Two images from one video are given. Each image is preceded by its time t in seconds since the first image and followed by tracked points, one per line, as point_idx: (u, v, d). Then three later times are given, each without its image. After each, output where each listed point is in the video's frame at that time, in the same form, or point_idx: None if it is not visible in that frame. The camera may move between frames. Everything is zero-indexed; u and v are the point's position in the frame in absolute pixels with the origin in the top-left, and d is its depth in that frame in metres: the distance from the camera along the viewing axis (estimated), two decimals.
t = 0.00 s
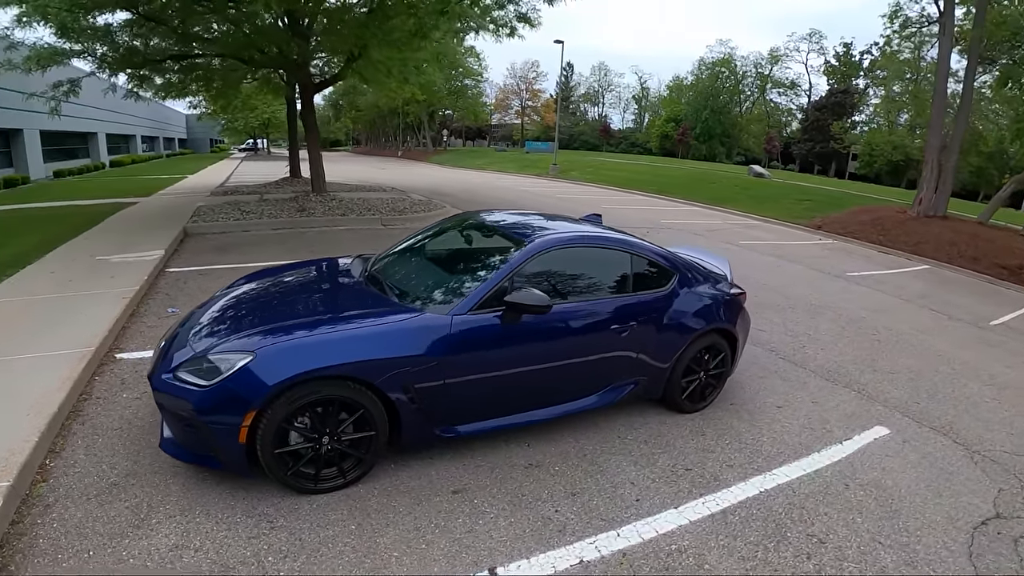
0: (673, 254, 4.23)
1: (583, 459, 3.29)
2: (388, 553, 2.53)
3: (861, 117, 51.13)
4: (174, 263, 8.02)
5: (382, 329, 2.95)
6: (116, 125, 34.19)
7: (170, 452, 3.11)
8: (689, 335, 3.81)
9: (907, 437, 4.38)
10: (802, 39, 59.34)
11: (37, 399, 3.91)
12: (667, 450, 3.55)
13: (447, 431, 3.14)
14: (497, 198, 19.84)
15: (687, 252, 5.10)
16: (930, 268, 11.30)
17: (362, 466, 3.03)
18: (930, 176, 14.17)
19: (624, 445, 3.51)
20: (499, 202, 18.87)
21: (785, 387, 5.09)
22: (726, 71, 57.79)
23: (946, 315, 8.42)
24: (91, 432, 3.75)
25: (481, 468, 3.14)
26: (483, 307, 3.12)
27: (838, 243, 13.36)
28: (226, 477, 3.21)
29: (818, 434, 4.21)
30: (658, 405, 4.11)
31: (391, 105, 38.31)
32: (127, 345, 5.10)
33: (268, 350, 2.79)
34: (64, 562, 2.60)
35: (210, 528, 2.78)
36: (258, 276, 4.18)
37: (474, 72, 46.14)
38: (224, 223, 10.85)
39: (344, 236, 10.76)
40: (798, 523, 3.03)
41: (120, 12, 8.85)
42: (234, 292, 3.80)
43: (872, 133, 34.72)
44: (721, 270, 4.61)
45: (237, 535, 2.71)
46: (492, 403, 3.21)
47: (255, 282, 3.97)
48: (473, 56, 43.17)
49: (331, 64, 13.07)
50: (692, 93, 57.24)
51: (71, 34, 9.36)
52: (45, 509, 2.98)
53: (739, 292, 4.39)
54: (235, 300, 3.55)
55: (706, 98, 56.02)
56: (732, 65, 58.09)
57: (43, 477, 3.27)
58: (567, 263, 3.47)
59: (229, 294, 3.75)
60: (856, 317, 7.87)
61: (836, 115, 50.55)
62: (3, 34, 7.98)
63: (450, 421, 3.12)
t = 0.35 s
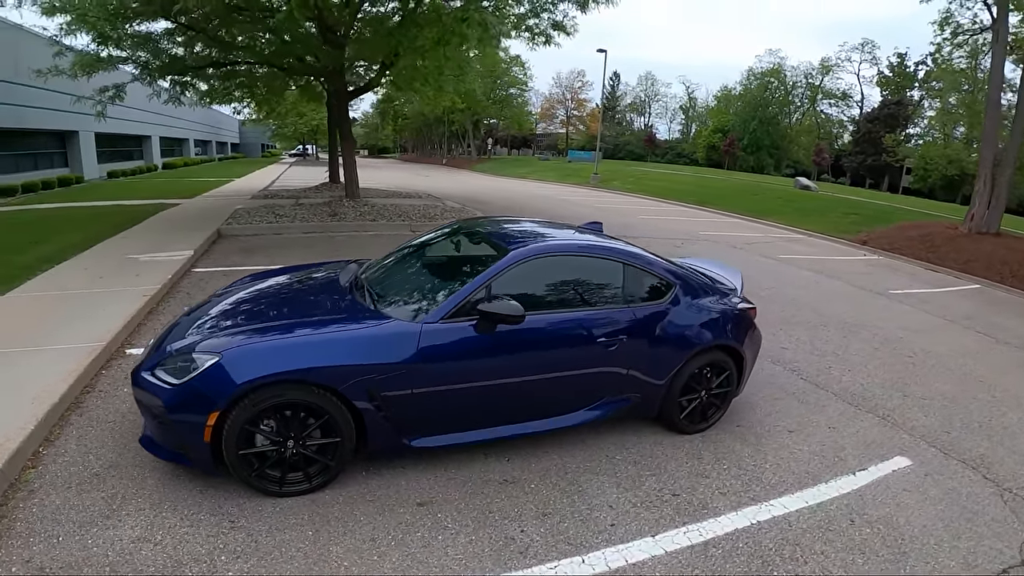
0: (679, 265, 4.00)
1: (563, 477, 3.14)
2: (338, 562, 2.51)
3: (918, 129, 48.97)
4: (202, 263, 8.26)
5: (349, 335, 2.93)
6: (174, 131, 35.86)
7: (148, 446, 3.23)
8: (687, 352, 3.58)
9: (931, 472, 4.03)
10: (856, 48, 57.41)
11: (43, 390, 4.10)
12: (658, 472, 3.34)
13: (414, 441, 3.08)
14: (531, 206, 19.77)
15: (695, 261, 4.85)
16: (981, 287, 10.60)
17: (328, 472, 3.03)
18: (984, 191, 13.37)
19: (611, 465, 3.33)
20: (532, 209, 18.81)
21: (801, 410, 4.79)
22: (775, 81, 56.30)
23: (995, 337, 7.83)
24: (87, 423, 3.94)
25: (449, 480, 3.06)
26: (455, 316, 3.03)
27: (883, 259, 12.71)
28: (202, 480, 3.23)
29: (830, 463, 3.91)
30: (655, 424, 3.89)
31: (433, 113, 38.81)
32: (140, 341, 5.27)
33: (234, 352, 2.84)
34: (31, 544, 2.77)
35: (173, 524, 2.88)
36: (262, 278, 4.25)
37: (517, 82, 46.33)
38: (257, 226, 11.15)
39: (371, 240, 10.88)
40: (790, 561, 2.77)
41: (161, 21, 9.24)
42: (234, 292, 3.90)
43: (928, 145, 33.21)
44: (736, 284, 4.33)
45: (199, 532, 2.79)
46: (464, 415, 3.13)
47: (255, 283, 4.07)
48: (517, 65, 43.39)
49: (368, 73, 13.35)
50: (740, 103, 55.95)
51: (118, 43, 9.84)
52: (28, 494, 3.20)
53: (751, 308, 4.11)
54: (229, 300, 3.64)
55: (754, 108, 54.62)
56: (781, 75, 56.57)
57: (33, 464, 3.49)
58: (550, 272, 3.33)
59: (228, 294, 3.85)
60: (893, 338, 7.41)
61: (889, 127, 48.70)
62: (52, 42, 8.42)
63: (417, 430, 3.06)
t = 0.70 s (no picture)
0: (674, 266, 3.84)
1: (535, 478, 3.08)
2: (292, 548, 2.58)
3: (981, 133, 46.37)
4: (230, 262, 8.55)
5: (316, 329, 3.00)
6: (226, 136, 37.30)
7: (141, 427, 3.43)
8: (672, 355, 3.43)
9: (944, 492, 3.76)
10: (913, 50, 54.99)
11: (57, 375, 4.31)
12: (637, 479, 3.20)
13: (382, 435, 3.11)
14: (565, 210, 19.64)
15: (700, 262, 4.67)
16: None
17: (297, 462, 3.10)
18: None
19: (587, 469, 3.22)
20: (565, 212, 18.71)
21: (810, 422, 4.56)
22: (825, 85, 54.39)
23: None
24: (94, 406, 4.13)
25: (416, 475, 3.08)
26: (422, 312, 3.03)
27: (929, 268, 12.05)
28: (185, 468, 3.32)
29: (831, 479, 3.68)
30: (642, 430, 3.75)
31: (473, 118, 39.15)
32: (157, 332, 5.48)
33: (209, 341, 2.98)
34: (22, 516, 2.98)
35: (149, 502, 3.05)
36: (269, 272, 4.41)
37: (560, 86, 46.17)
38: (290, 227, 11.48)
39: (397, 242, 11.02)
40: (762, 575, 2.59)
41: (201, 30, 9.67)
42: (238, 286, 4.07)
43: (988, 150, 31.45)
44: (738, 288, 4.12)
45: (171, 510, 2.95)
46: (432, 413, 3.12)
47: (260, 277, 4.23)
48: (561, 70, 43.22)
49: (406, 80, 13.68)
50: (788, 108, 54.20)
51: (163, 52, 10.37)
52: (28, 470, 3.40)
53: (751, 313, 3.90)
54: (228, 293, 3.82)
55: (804, 113, 52.83)
56: (832, 78, 54.60)
57: (38, 442, 3.69)
58: (527, 269, 3.25)
59: (231, 287, 4.03)
60: (927, 349, 6.99)
61: (946, 132, 46.41)
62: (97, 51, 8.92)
63: (384, 425, 3.08)
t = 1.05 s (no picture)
0: (666, 273, 3.72)
1: (507, 481, 3.09)
2: (257, 533, 2.76)
3: None
4: (261, 261, 8.87)
5: (294, 328, 3.10)
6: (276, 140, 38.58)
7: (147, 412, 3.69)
8: (655, 363, 3.32)
9: (949, 518, 3.54)
10: (973, 51, 52.39)
11: (81, 364, 4.59)
12: (613, 490, 3.14)
13: (356, 432, 3.18)
14: (601, 214, 19.45)
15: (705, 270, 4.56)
16: None
17: (276, 454, 3.22)
18: None
19: (563, 476, 3.19)
20: (598, 216, 18.58)
21: (814, 439, 4.38)
22: (881, 89, 52.07)
23: None
24: (111, 393, 4.39)
25: (389, 472, 3.16)
26: (395, 314, 3.09)
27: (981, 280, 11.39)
28: (178, 457, 3.48)
29: (824, 499, 3.50)
30: (628, 440, 3.64)
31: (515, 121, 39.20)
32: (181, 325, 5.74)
33: (197, 337, 3.15)
34: (28, 491, 3.22)
35: (141, 482, 3.27)
36: (281, 271, 4.59)
37: (608, 89, 45.36)
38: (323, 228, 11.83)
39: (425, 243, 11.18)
40: None
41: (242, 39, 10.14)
42: (250, 283, 4.27)
43: None
44: (738, 297, 3.96)
45: (160, 490, 3.19)
46: (405, 412, 3.16)
47: (272, 277, 4.42)
48: (606, 74, 42.94)
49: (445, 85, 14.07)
50: (842, 113, 52.10)
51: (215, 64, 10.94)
52: (39, 451, 3.64)
53: (748, 322, 3.73)
54: (234, 291, 4.02)
55: (858, 118, 50.63)
56: (889, 82, 52.22)
57: (55, 424, 3.95)
58: (503, 272, 3.25)
59: (239, 285, 4.22)
60: (961, 366, 6.61)
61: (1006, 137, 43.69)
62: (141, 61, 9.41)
63: (358, 422, 3.16)
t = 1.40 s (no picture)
0: (655, 271, 3.54)
1: (473, 479, 3.02)
2: (216, 518, 2.82)
3: None
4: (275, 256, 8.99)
5: (263, 317, 3.09)
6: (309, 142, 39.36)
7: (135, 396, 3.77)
8: (635, 364, 3.15)
9: (954, 538, 3.26)
10: (1019, 56, 49.89)
11: (84, 349, 4.71)
12: (585, 493, 2.98)
13: (325, 423, 3.16)
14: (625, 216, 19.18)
15: (707, 269, 4.36)
16: None
17: (247, 443, 3.23)
18: None
19: (533, 476, 3.09)
20: (622, 218, 18.32)
21: (815, 449, 4.16)
22: (923, 94, 50.17)
23: None
24: (110, 378, 4.48)
25: (356, 465, 3.13)
26: (363, 306, 3.06)
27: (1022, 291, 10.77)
28: (156, 442, 3.51)
29: (815, 514, 3.23)
30: (608, 442, 3.48)
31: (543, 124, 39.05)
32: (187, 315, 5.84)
33: (173, 323, 3.19)
34: (12, 467, 3.30)
35: (119, 463, 3.33)
36: (279, 263, 4.62)
37: (642, 93, 44.01)
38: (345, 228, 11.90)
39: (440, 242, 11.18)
40: None
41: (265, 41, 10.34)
42: (246, 274, 4.31)
43: None
44: (735, 298, 3.74)
45: (134, 470, 3.26)
46: (373, 405, 3.11)
47: (269, 268, 4.45)
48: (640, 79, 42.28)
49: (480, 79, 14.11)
50: (881, 118, 50.34)
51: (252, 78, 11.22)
52: (32, 430, 3.72)
53: (742, 324, 3.51)
54: (227, 280, 4.06)
55: (898, 124, 48.82)
56: (931, 87, 50.29)
57: (51, 405, 4.05)
58: (476, 266, 3.16)
59: (234, 275, 4.26)
60: (988, 380, 6.22)
61: None
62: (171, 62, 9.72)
63: (327, 413, 3.13)
